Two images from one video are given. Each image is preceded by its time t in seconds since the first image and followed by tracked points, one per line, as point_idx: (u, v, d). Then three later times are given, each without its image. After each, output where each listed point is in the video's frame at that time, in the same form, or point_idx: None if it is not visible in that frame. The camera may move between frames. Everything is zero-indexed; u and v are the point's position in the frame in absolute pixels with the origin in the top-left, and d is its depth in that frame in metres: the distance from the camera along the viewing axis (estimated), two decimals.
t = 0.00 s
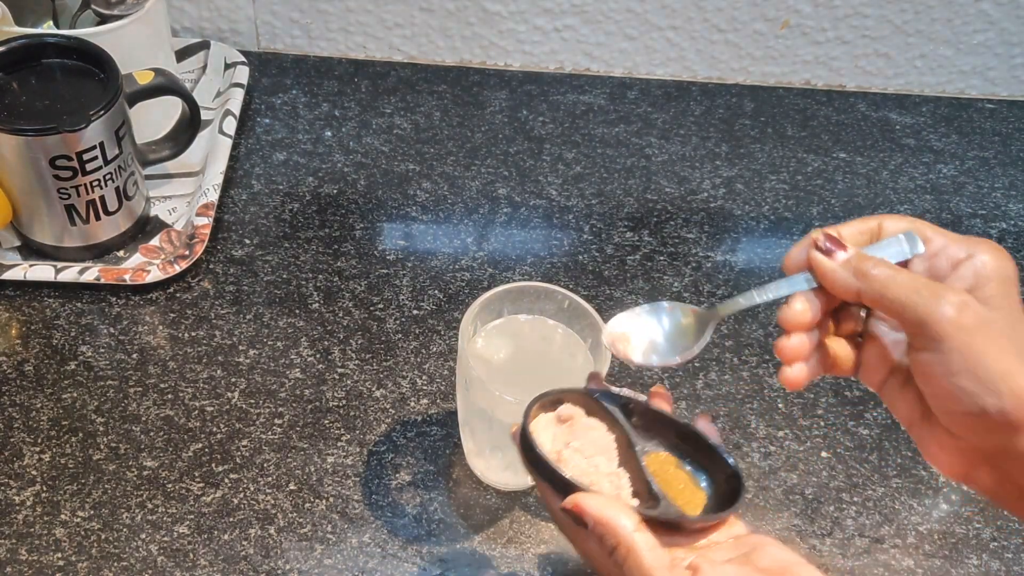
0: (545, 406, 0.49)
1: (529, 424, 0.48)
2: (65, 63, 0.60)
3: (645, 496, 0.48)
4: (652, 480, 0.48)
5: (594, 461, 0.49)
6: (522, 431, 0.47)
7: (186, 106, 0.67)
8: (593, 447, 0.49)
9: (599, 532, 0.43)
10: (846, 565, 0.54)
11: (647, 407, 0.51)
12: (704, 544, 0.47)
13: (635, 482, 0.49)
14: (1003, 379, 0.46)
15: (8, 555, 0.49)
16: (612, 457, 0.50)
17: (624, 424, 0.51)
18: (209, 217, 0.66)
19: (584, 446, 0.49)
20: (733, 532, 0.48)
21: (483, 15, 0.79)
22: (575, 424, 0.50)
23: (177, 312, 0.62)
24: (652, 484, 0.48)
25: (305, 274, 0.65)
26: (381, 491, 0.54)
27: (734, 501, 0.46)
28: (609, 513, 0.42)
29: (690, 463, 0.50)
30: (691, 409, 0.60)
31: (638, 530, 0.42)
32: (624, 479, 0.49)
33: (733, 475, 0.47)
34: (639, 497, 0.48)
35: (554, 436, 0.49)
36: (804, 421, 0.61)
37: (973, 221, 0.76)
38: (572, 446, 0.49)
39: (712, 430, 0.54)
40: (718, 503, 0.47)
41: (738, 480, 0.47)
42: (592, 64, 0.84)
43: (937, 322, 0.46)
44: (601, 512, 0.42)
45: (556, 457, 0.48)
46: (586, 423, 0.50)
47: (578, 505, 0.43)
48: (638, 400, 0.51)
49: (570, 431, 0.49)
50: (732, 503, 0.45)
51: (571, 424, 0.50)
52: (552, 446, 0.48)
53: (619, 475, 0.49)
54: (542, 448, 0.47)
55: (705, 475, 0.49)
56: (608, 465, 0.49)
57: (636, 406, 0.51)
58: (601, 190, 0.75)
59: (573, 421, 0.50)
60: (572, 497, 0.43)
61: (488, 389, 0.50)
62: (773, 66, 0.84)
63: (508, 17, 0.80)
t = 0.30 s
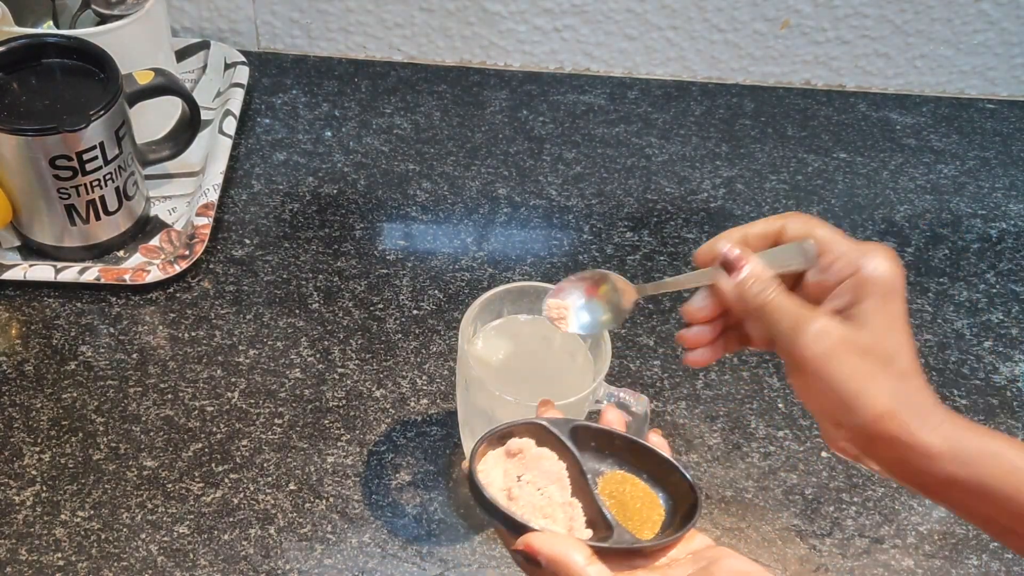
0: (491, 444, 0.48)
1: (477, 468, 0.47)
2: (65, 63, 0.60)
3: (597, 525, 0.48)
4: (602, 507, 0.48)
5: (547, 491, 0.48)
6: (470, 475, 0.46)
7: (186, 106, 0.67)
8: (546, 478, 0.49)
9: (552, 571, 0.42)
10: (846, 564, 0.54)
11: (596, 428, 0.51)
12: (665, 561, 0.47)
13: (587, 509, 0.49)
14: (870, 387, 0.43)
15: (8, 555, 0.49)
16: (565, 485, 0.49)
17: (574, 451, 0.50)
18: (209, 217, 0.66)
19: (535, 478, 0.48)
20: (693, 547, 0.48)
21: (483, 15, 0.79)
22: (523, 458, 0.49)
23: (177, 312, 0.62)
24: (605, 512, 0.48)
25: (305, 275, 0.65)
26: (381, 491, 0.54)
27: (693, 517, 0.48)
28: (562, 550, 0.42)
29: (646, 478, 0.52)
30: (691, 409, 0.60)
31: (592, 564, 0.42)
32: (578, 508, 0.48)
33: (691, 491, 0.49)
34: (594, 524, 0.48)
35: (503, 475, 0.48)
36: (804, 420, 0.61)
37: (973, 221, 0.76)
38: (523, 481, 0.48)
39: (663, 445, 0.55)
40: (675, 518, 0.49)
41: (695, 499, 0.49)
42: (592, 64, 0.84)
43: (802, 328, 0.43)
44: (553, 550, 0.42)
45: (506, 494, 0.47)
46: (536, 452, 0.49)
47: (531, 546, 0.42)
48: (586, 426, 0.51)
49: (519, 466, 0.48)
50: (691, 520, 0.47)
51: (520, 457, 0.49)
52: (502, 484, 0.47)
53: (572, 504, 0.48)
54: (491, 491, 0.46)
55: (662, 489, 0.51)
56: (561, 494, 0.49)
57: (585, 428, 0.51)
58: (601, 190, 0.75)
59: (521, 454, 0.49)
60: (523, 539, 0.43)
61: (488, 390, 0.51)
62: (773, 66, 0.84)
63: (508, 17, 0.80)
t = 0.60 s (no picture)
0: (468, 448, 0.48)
1: (454, 474, 0.47)
2: (65, 63, 0.60)
3: (579, 526, 0.48)
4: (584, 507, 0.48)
5: (528, 494, 0.48)
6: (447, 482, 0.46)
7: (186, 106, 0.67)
8: (525, 480, 0.49)
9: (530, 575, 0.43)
10: (846, 564, 0.54)
11: (573, 425, 0.50)
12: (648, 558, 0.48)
13: (568, 510, 0.49)
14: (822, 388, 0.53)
15: (8, 555, 0.49)
16: (546, 486, 0.49)
17: (552, 451, 0.49)
18: (209, 217, 0.66)
19: (516, 480, 0.48)
20: (677, 541, 0.49)
21: (483, 15, 0.79)
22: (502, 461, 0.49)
23: (177, 312, 0.62)
24: (585, 513, 0.48)
25: (305, 275, 0.65)
26: (381, 491, 0.54)
27: (676, 513, 0.48)
28: (538, 554, 0.42)
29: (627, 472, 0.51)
30: (691, 408, 0.60)
31: (570, 567, 0.42)
32: (558, 510, 0.48)
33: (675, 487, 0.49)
34: (575, 525, 0.48)
35: (482, 480, 0.48)
36: (805, 420, 0.61)
37: (973, 220, 0.76)
38: (502, 485, 0.48)
39: (642, 438, 0.53)
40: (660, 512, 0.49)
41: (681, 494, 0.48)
42: (592, 64, 0.84)
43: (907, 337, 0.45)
44: (530, 554, 0.42)
45: (485, 499, 0.47)
46: (516, 454, 0.49)
47: (508, 552, 0.43)
48: (566, 423, 0.50)
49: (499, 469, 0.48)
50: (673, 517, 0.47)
51: (500, 459, 0.49)
52: (481, 490, 0.47)
53: (553, 506, 0.48)
54: (469, 498, 0.46)
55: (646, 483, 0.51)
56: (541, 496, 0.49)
57: (563, 426, 0.50)
58: (602, 190, 0.75)
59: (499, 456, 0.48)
60: (501, 545, 0.43)
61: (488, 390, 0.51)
62: (773, 66, 0.84)
63: (508, 17, 0.80)
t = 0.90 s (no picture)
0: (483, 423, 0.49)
1: (468, 445, 0.48)
2: (65, 63, 0.60)
3: (590, 506, 0.48)
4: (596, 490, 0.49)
5: (540, 473, 0.49)
6: (459, 452, 0.47)
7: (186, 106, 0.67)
8: (538, 460, 0.49)
9: (540, 548, 0.43)
10: (846, 564, 0.54)
11: (588, 411, 0.52)
12: (658, 549, 0.48)
13: (580, 491, 0.49)
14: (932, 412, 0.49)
15: (8, 555, 0.49)
16: (558, 468, 0.50)
17: (567, 434, 0.50)
18: (209, 217, 0.66)
19: (529, 460, 0.49)
20: (687, 535, 0.49)
21: (483, 15, 0.79)
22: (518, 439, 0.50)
23: (177, 312, 0.62)
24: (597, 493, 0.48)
25: (306, 275, 0.65)
26: (381, 491, 0.54)
27: (690, 501, 0.49)
28: (549, 526, 0.42)
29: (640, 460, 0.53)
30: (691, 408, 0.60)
31: (581, 540, 0.42)
32: (569, 491, 0.49)
33: (687, 474, 0.50)
34: (585, 507, 0.49)
35: (495, 456, 0.49)
36: (804, 420, 0.61)
37: (973, 221, 0.76)
38: (515, 462, 0.49)
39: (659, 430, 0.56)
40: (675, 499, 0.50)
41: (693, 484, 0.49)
42: (592, 64, 0.84)
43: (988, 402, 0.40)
44: (541, 527, 0.42)
45: (497, 474, 0.48)
46: (530, 433, 0.50)
47: (518, 522, 0.43)
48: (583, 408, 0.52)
49: (513, 447, 0.49)
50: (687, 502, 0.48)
51: (514, 437, 0.50)
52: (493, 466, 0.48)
53: (565, 487, 0.49)
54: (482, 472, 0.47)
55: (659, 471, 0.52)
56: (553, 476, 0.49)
57: (578, 412, 0.52)
58: (601, 190, 0.75)
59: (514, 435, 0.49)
60: (511, 515, 0.43)
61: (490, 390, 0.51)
62: (773, 66, 0.84)
63: (509, 17, 0.80)
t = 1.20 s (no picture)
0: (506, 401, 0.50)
1: (487, 422, 0.49)
2: (65, 63, 0.60)
3: (599, 499, 0.48)
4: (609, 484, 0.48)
5: (554, 460, 0.49)
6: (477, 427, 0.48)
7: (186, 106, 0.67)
8: (555, 448, 0.49)
9: (536, 525, 0.43)
10: (846, 564, 0.54)
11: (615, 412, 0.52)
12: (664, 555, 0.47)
13: (592, 485, 0.49)
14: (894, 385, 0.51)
15: (8, 555, 0.49)
16: (575, 460, 0.50)
17: (589, 425, 0.50)
18: (209, 217, 0.66)
19: (546, 446, 0.49)
20: (697, 547, 0.47)
21: (483, 15, 0.79)
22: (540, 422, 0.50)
23: (177, 312, 0.62)
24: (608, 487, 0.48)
25: (306, 274, 0.65)
26: (381, 491, 0.54)
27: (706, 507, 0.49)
28: (549, 504, 0.43)
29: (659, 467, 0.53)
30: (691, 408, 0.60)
31: (576, 523, 0.43)
32: (581, 482, 0.49)
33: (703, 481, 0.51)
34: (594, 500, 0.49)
35: (514, 435, 0.49)
36: (804, 420, 0.60)
37: (973, 221, 0.76)
38: (532, 446, 0.49)
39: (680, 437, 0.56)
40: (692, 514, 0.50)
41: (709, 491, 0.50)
42: (592, 64, 0.84)
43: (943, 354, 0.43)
44: (541, 504, 0.43)
45: (512, 453, 0.49)
46: (553, 422, 0.50)
47: (519, 496, 0.43)
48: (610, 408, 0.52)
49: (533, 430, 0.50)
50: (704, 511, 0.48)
51: (536, 423, 0.50)
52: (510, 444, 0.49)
53: (578, 478, 0.49)
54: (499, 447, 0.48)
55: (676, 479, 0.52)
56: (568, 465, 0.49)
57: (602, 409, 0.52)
58: (601, 190, 0.75)
59: (537, 418, 0.50)
60: (514, 488, 0.44)
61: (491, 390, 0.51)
62: (773, 67, 0.84)
63: (509, 17, 0.80)
